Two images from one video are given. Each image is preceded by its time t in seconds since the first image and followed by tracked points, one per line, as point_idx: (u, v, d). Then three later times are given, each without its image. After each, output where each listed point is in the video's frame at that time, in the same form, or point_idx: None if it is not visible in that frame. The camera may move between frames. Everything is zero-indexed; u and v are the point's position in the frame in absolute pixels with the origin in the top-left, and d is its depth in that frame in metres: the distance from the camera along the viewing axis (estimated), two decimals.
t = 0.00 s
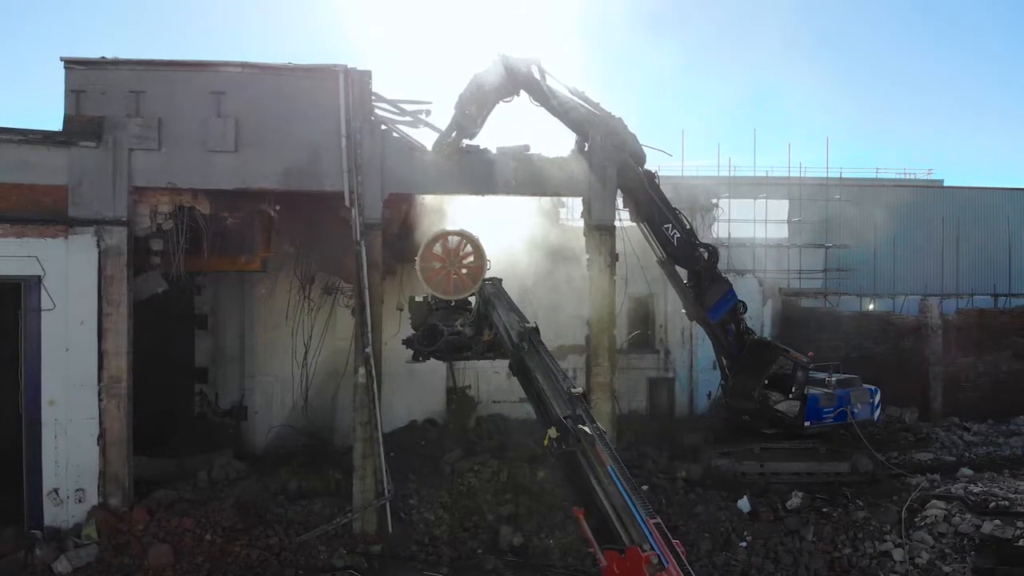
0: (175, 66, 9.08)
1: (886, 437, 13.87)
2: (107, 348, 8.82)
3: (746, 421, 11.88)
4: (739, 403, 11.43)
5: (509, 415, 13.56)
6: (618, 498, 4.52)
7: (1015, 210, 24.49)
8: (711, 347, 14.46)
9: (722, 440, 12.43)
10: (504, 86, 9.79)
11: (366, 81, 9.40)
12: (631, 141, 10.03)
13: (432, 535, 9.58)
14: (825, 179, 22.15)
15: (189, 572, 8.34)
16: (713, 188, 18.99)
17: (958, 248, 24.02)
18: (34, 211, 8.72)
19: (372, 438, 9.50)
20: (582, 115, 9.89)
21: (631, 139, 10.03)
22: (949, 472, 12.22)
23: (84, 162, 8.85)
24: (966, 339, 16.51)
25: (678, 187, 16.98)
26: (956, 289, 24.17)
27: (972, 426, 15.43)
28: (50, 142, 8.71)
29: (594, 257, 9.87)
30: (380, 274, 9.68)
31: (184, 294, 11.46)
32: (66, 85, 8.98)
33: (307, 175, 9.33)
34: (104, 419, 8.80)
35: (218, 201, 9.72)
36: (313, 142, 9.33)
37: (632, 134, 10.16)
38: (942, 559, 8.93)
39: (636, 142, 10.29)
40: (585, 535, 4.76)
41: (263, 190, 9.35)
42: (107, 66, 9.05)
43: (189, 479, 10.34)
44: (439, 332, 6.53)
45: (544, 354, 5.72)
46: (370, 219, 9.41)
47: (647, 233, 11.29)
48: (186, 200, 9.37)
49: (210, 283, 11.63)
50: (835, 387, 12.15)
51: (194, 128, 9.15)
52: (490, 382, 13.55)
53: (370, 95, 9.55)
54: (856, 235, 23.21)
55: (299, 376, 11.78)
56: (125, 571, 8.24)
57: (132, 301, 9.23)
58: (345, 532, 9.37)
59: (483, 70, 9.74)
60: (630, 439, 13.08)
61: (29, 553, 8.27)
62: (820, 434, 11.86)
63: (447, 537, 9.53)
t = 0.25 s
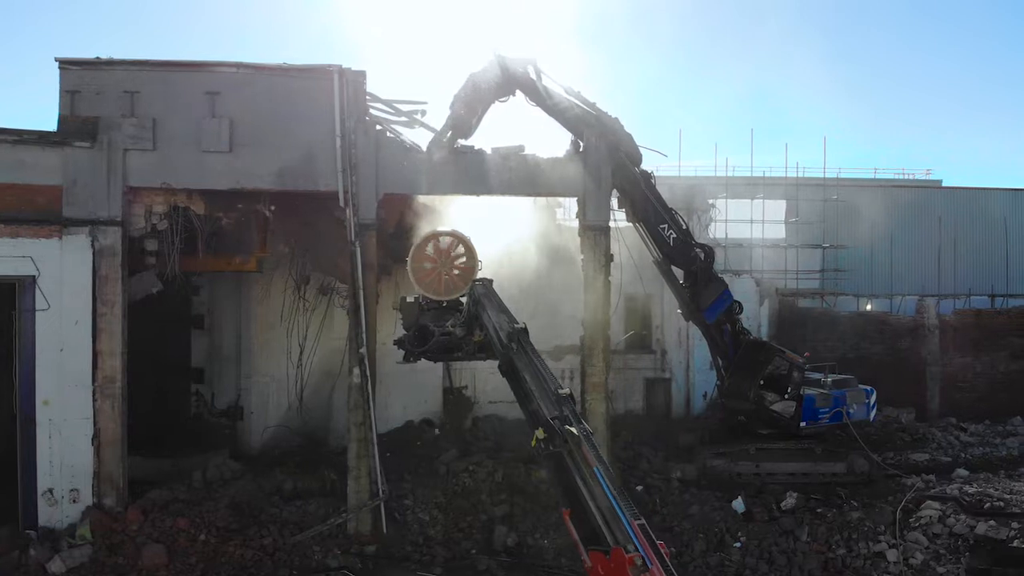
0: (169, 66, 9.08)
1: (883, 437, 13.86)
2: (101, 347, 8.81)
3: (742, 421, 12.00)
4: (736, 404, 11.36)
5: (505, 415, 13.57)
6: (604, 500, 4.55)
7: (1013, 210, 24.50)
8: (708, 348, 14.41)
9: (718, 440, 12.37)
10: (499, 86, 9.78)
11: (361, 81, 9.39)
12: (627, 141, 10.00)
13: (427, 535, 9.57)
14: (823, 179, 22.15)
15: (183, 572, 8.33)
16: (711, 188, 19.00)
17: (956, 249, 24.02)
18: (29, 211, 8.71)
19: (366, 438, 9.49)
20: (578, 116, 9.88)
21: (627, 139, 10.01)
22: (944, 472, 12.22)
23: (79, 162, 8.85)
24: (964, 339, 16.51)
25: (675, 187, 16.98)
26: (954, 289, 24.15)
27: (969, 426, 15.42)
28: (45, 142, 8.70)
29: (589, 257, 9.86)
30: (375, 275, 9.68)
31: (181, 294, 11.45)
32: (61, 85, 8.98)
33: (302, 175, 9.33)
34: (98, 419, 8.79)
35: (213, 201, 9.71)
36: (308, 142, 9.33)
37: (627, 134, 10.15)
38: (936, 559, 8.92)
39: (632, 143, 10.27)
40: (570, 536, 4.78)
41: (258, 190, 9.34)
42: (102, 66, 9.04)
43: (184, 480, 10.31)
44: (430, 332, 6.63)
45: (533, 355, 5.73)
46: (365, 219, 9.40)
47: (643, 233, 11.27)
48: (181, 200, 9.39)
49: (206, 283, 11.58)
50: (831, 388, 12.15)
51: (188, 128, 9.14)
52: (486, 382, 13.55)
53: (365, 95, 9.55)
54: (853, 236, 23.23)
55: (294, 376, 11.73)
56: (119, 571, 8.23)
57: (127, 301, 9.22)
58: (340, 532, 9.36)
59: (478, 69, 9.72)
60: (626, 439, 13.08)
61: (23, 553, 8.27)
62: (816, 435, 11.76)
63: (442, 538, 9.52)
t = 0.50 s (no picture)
0: (165, 66, 9.07)
1: (880, 437, 13.87)
2: (97, 348, 8.81)
3: (739, 421, 12.05)
4: (732, 404, 11.33)
5: (502, 415, 13.59)
6: (591, 500, 4.55)
7: (1011, 211, 24.52)
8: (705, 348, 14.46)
9: (714, 440, 12.40)
10: (495, 86, 9.77)
11: (356, 81, 9.40)
12: (623, 142, 10.01)
13: (422, 535, 9.60)
14: (820, 179, 22.16)
15: (178, 572, 8.32)
16: (708, 188, 19.02)
17: (954, 249, 24.05)
18: (25, 211, 8.72)
19: (363, 438, 9.48)
20: (574, 116, 9.87)
21: (623, 140, 10.02)
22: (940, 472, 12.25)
23: (75, 162, 8.85)
24: (962, 339, 16.51)
25: (672, 187, 16.98)
26: (952, 289, 24.15)
27: (966, 426, 15.43)
28: (40, 143, 8.70)
29: (585, 258, 9.87)
30: (371, 275, 9.68)
31: (178, 294, 11.45)
32: (57, 86, 8.97)
33: (297, 176, 9.33)
34: (94, 419, 8.78)
35: (209, 201, 9.70)
36: (303, 143, 9.33)
37: (623, 135, 10.16)
38: (931, 560, 8.93)
39: (627, 143, 10.28)
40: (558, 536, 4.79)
41: (253, 190, 9.34)
42: (98, 66, 9.04)
43: (180, 480, 10.28)
44: (422, 333, 6.58)
45: (523, 356, 5.74)
46: (361, 219, 9.40)
47: (638, 234, 11.25)
48: (177, 200, 9.39)
49: (204, 283, 11.58)
50: (827, 387, 12.16)
51: (184, 128, 9.14)
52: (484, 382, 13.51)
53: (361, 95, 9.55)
54: (850, 236, 23.28)
55: (291, 376, 11.75)
56: (114, 571, 8.23)
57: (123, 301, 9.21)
58: (335, 532, 9.36)
59: (474, 69, 9.71)
60: (623, 439, 13.08)
61: (19, 553, 8.28)
62: (812, 435, 11.83)
63: (437, 538, 9.56)
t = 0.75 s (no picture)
0: (160, 66, 9.07)
1: (877, 437, 13.86)
2: (92, 348, 8.79)
3: (735, 420, 11.97)
4: (727, 404, 11.46)
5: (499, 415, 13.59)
6: (578, 499, 4.55)
7: (1008, 211, 24.55)
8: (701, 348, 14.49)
9: (710, 440, 12.47)
10: (490, 86, 9.78)
11: (351, 81, 9.41)
12: (617, 143, 10.08)
13: (418, 535, 9.60)
14: (818, 179, 22.17)
15: (173, 573, 8.30)
16: (705, 188, 19.02)
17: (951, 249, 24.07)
18: (20, 212, 8.71)
19: (357, 438, 9.49)
20: (570, 116, 9.88)
21: (617, 141, 10.08)
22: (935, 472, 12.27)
23: (70, 162, 8.84)
24: (959, 339, 16.51)
25: (669, 187, 16.98)
26: (949, 289, 24.18)
27: (963, 426, 15.44)
28: (35, 143, 8.69)
29: (580, 258, 9.87)
30: (366, 275, 9.68)
31: (174, 293, 11.42)
32: (52, 86, 8.97)
33: (293, 176, 9.33)
34: (89, 420, 8.79)
35: (205, 201, 9.69)
36: (299, 143, 9.34)
37: (618, 135, 10.20)
38: (926, 560, 8.95)
39: (623, 143, 10.30)
40: (547, 536, 4.78)
41: (249, 191, 9.35)
42: (93, 67, 9.03)
43: (175, 481, 10.25)
44: (415, 334, 6.59)
45: (514, 356, 5.73)
46: (356, 219, 9.40)
47: (633, 233, 11.22)
48: (172, 200, 9.39)
49: (200, 283, 11.53)
50: (824, 387, 12.12)
51: (180, 129, 9.14)
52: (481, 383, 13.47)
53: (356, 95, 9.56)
54: (847, 235, 23.31)
55: (286, 377, 11.74)
56: (109, 571, 8.22)
57: (119, 301, 9.20)
58: (331, 532, 9.36)
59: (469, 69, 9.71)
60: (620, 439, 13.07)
61: (14, 553, 8.27)
62: (808, 435, 11.81)
63: (433, 538, 9.57)
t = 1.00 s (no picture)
0: (156, 66, 9.07)
1: (874, 436, 13.87)
2: (88, 347, 8.78)
3: (731, 420, 12.07)
4: (723, 403, 11.49)
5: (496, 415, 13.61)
6: (567, 497, 4.56)
7: (1006, 211, 24.57)
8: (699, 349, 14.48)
9: (707, 440, 12.51)
10: (486, 86, 9.77)
11: (347, 82, 9.42)
12: (614, 143, 10.08)
13: (414, 534, 9.62)
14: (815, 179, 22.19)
15: (169, 572, 8.29)
16: (703, 188, 19.04)
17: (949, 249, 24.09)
18: (16, 211, 8.72)
19: (353, 438, 9.50)
20: (566, 116, 9.88)
21: (614, 141, 10.08)
22: (932, 471, 12.23)
23: (66, 161, 8.84)
24: (957, 339, 16.51)
25: (666, 187, 16.99)
26: (947, 289, 24.20)
27: (960, 426, 15.45)
28: (31, 143, 8.70)
29: (576, 257, 9.89)
30: (362, 275, 9.69)
31: (171, 293, 11.40)
32: (48, 86, 8.97)
33: (289, 176, 9.33)
34: (86, 418, 8.78)
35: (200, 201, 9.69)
36: (294, 142, 9.34)
37: (614, 135, 10.19)
38: (921, 559, 8.90)
39: (619, 142, 10.30)
40: (535, 534, 4.79)
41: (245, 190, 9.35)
42: (89, 66, 9.04)
43: (171, 480, 10.24)
44: (407, 332, 6.66)
45: (504, 355, 5.76)
46: (351, 218, 9.41)
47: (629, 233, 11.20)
48: (168, 200, 9.42)
49: (198, 282, 11.55)
50: (820, 387, 12.16)
51: (176, 128, 9.14)
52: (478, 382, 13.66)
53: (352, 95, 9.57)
54: (844, 235, 23.34)
55: (283, 376, 11.79)
56: (105, 570, 8.22)
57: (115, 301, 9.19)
58: (326, 531, 9.38)
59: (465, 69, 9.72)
60: (616, 439, 13.10)
61: (11, 551, 8.23)
62: (803, 433, 11.86)
63: (428, 537, 9.58)
